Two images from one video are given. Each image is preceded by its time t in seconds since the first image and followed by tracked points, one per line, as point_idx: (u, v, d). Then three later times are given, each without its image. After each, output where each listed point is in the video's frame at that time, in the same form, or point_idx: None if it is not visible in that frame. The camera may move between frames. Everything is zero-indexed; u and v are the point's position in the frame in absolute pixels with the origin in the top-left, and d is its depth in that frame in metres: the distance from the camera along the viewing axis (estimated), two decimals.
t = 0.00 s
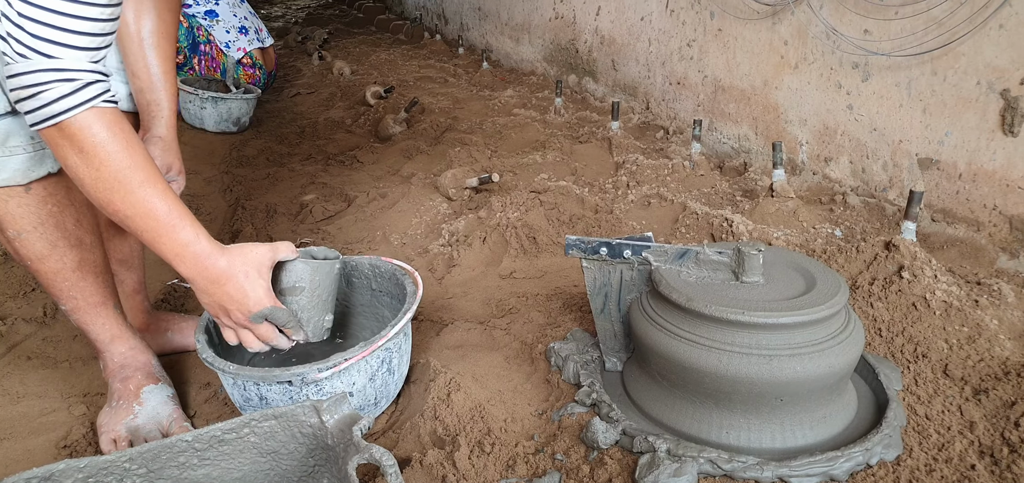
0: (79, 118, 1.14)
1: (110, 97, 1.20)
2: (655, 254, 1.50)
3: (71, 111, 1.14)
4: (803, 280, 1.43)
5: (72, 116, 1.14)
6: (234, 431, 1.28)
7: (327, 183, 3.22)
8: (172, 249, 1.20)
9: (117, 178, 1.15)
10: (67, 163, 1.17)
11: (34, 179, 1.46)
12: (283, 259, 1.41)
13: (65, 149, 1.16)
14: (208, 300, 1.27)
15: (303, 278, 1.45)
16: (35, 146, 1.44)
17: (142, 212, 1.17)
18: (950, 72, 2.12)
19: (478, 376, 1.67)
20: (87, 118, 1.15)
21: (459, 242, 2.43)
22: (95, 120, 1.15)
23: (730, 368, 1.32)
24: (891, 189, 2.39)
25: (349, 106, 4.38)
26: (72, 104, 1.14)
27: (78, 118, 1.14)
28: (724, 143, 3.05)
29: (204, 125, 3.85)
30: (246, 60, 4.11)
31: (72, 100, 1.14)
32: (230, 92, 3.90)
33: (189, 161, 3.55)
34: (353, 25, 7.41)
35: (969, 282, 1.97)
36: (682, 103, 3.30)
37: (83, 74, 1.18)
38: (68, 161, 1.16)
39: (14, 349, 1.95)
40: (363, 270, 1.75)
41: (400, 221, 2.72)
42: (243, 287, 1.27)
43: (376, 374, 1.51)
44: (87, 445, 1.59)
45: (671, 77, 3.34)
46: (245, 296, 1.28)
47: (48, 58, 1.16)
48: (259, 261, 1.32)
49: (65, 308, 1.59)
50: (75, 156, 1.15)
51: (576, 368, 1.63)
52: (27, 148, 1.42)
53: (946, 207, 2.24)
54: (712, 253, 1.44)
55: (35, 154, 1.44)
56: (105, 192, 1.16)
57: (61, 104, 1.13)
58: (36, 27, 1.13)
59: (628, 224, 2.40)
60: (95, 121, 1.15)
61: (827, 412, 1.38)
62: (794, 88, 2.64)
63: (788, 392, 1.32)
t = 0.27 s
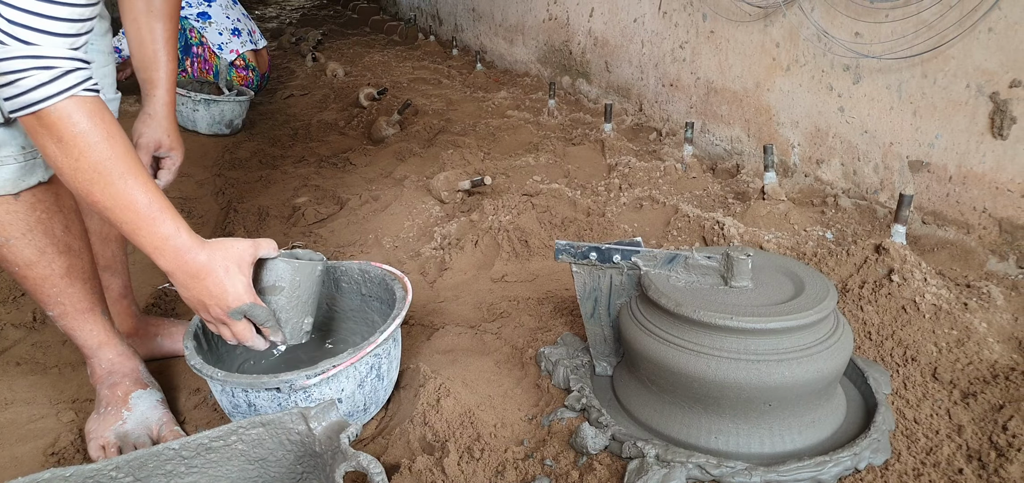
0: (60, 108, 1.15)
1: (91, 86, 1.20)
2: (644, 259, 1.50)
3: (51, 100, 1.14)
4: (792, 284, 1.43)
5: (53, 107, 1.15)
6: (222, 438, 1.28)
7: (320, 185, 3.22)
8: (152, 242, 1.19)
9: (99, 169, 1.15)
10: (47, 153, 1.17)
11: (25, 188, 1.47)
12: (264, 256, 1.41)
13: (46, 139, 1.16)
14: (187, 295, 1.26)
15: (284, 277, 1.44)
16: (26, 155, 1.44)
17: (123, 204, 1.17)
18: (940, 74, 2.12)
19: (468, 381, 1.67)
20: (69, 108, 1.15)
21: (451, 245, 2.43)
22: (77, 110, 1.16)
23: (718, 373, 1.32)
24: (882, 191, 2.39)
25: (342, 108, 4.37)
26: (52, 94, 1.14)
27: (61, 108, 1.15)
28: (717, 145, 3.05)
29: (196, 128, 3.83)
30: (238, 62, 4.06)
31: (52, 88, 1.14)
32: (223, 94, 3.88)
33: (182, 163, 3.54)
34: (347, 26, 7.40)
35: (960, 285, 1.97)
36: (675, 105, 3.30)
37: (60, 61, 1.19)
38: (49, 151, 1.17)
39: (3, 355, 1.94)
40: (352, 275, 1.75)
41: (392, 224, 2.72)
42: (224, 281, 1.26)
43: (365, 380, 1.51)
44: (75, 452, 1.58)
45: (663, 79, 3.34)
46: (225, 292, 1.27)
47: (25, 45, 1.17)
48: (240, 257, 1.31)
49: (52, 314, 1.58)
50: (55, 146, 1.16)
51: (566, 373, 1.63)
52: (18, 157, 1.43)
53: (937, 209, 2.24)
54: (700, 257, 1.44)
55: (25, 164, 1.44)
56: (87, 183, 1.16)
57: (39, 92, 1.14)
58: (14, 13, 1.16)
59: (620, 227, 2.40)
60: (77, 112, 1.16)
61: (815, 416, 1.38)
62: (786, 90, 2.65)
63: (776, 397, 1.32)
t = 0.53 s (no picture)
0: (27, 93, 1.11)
1: (59, 71, 1.16)
2: (628, 264, 1.49)
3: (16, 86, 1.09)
4: (774, 288, 1.43)
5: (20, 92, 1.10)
6: (201, 448, 1.27)
7: (307, 188, 3.20)
8: (123, 234, 1.17)
9: (66, 157, 1.12)
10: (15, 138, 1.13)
11: (10, 204, 1.43)
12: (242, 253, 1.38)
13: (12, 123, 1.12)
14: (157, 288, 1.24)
15: (259, 277, 1.41)
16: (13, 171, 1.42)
17: (92, 195, 1.14)
18: (924, 77, 2.13)
19: (452, 387, 1.66)
20: (36, 94, 1.11)
21: (438, 248, 2.42)
22: (45, 96, 1.12)
23: (702, 378, 1.31)
24: (868, 192, 2.40)
25: (330, 109, 4.35)
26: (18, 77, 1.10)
27: (26, 93, 1.11)
28: (704, 147, 3.06)
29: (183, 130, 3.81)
30: (225, 64, 4.02)
31: (16, 74, 1.10)
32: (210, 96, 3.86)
33: (168, 166, 3.51)
34: (337, 26, 7.37)
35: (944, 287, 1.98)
36: (663, 106, 3.30)
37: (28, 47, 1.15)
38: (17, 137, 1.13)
39: None
40: (335, 280, 1.74)
41: (379, 227, 2.70)
42: (195, 277, 1.25)
43: (347, 388, 1.50)
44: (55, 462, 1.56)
45: (651, 80, 3.34)
46: (194, 287, 1.25)
47: None
48: (213, 253, 1.29)
49: (34, 326, 1.56)
50: (22, 132, 1.12)
51: (550, 378, 1.62)
52: (6, 173, 1.40)
53: (922, 211, 2.25)
54: (684, 262, 1.44)
55: (12, 180, 1.42)
56: (54, 171, 1.13)
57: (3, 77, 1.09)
58: None
59: (607, 230, 2.39)
60: (44, 98, 1.12)
61: (799, 421, 1.38)
62: (772, 92, 2.65)
63: (760, 402, 1.32)
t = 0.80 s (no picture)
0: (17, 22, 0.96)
1: None
2: (609, 265, 1.48)
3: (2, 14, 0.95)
4: (755, 288, 1.43)
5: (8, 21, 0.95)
6: (175, 455, 1.24)
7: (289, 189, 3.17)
8: (148, 165, 0.99)
9: (71, 87, 0.96)
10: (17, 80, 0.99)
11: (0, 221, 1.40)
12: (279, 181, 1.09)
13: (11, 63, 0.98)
14: (195, 228, 1.04)
15: (301, 208, 1.11)
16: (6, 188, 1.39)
17: (105, 124, 0.98)
18: (905, 76, 2.13)
19: (433, 391, 1.64)
20: (27, 22, 0.96)
21: (421, 250, 2.40)
22: (38, 23, 0.97)
23: (682, 380, 1.31)
24: (850, 191, 2.40)
25: (314, 110, 4.31)
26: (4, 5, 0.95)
27: (14, 21, 0.95)
28: (688, 146, 3.05)
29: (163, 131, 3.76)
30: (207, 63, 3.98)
31: None
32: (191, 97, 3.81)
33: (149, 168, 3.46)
34: (321, 26, 7.32)
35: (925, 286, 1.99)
36: (647, 106, 3.30)
37: None
38: (17, 76, 0.98)
39: None
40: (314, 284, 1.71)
41: (362, 228, 2.68)
42: (227, 206, 1.01)
43: (325, 392, 1.48)
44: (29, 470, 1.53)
45: (635, 80, 3.34)
46: (228, 218, 1.01)
47: None
48: (248, 177, 1.04)
49: (18, 339, 1.53)
50: (20, 69, 0.97)
51: (532, 381, 1.61)
52: None
53: (903, 210, 2.26)
54: (664, 263, 1.43)
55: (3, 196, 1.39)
56: (61, 106, 0.97)
57: None
58: None
59: (590, 230, 2.38)
60: (36, 25, 0.97)
61: (780, 422, 1.37)
62: (755, 91, 2.65)
63: (740, 403, 1.31)
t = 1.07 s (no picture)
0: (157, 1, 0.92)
1: None
2: (592, 266, 1.46)
3: None
4: (738, 288, 1.42)
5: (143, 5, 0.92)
6: (151, 463, 1.21)
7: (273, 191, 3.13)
8: (299, 120, 0.96)
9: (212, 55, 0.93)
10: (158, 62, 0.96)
11: (20, 235, 1.38)
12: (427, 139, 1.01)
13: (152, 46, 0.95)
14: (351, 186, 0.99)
15: (457, 164, 1.01)
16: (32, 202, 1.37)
17: (252, 88, 0.94)
18: (888, 75, 2.14)
19: (416, 394, 1.62)
20: None
21: (405, 251, 2.37)
22: None
23: (665, 381, 1.29)
24: (834, 191, 2.41)
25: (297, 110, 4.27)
26: None
27: None
28: (673, 146, 3.05)
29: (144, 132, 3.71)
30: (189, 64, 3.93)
31: None
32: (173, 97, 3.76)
33: (130, 170, 3.41)
34: (306, 26, 7.27)
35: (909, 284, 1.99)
36: (632, 106, 3.29)
37: None
38: (161, 58, 0.95)
39: None
40: (294, 287, 1.68)
41: (345, 230, 2.65)
42: (386, 157, 0.96)
43: (305, 397, 1.45)
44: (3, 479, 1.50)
45: (620, 79, 3.33)
46: (384, 164, 0.95)
47: None
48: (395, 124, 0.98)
49: (12, 344, 1.51)
50: (162, 51, 0.94)
51: (515, 383, 1.59)
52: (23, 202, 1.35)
53: (887, 209, 2.26)
54: (648, 263, 1.42)
55: (28, 210, 1.37)
56: (207, 80, 0.94)
57: None
58: None
59: (575, 230, 2.37)
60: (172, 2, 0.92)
61: (764, 422, 1.36)
62: (740, 90, 2.65)
63: (724, 404, 1.30)
